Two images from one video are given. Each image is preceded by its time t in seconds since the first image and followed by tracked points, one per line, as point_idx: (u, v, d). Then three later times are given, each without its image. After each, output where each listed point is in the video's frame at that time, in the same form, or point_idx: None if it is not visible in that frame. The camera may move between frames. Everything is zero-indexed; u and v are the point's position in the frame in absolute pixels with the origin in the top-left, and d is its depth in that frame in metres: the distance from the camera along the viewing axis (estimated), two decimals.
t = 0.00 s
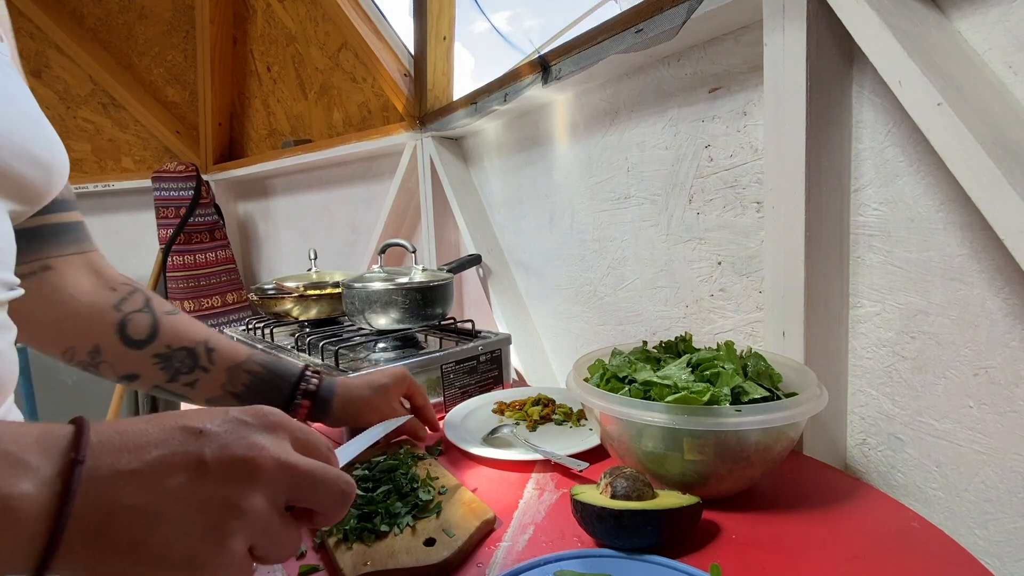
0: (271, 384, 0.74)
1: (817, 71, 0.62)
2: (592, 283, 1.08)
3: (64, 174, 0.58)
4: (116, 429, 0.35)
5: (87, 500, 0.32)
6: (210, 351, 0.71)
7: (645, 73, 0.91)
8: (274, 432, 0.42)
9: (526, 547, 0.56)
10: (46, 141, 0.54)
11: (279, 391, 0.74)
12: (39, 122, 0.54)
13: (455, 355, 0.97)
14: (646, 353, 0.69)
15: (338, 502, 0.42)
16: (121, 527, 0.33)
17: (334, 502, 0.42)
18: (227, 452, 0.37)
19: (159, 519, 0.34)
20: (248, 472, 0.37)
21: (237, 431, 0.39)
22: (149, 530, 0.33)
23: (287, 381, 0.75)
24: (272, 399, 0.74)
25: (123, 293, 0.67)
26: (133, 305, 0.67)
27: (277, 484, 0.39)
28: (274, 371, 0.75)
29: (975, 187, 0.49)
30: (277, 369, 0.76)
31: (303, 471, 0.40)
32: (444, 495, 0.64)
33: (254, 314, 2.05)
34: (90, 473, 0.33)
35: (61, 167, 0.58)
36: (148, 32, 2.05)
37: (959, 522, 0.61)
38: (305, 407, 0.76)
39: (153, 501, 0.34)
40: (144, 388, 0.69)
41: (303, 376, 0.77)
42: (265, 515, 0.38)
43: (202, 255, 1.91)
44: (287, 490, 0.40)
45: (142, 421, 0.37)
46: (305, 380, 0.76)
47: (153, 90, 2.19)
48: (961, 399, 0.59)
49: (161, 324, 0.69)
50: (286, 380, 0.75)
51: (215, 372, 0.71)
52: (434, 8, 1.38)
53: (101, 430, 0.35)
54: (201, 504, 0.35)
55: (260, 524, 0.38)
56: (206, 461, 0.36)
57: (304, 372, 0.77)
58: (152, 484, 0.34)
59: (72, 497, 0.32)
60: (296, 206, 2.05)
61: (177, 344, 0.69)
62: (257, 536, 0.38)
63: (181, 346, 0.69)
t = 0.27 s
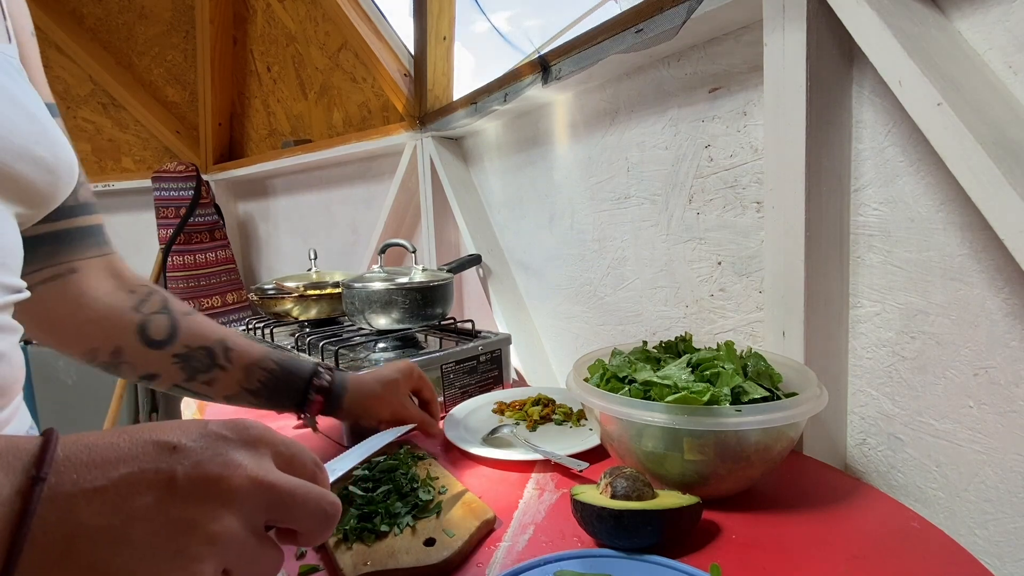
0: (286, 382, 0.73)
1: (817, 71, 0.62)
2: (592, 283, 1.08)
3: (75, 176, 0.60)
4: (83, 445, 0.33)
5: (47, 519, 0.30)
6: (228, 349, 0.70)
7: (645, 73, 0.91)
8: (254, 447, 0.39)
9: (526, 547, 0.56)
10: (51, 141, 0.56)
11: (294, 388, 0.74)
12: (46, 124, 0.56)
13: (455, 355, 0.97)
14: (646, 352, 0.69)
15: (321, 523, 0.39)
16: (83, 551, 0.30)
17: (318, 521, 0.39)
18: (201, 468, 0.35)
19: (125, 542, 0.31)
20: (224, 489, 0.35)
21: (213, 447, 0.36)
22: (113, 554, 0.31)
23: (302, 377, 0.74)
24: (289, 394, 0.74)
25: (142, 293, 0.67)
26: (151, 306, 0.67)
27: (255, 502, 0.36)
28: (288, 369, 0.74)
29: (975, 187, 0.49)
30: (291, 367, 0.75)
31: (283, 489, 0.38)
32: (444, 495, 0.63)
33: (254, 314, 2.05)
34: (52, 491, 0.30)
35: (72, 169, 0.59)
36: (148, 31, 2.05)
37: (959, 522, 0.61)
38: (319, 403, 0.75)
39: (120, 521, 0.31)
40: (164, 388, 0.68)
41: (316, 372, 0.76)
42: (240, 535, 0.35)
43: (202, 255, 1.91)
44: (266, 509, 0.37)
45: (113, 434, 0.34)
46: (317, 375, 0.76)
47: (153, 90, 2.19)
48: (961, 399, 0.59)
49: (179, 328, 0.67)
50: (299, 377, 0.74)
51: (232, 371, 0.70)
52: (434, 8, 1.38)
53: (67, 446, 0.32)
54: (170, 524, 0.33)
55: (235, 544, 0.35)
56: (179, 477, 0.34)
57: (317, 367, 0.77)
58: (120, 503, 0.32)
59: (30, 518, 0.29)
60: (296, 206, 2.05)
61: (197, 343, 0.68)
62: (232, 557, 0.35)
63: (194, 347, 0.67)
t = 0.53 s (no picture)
0: (181, 393, 0.75)
1: (816, 72, 0.62)
2: (592, 282, 1.08)
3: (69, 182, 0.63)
4: (127, 428, 0.36)
5: (104, 489, 0.33)
6: (117, 358, 0.71)
7: (645, 73, 0.91)
8: (275, 428, 0.43)
9: (526, 547, 0.56)
10: (50, 147, 0.59)
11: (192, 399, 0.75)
12: (45, 132, 0.59)
13: (455, 355, 0.97)
14: (646, 352, 0.69)
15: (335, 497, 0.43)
16: (136, 516, 0.34)
17: (336, 493, 0.44)
18: (234, 445, 0.38)
19: (172, 509, 0.34)
20: (254, 464, 0.38)
21: (242, 427, 0.40)
22: (162, 519, 0.34)
23: (199, 388, 0.75)
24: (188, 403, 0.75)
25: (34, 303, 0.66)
26: (43, 314, 0.67)
27: (280, 475, 0.40)
28: (185, 378, 0.75)
29: (975, 187, 0.49)
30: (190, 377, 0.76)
31: (306, 464, 0.41)
32: (445, 495, 0.64)
33: (254, 314, 2.05)
34: (108, 465, 0.33)
35: (65, 176, 0.62)
36: (148, 31, 2.05)
37: (959, 522, 0.61)
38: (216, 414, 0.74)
39: (166, 490, 0.35)
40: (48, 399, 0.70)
41: (217, 382, 0.76)
42: (269, 504, 0.39)
43: (202, 255, 1.91)
44: (290, 481, 0.41)
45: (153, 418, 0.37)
46: (216, 387, 0.75)
47: (153, 90, 2.19)
48: (961, 399, 0.59)
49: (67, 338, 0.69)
50: (198, 388, 0.75)
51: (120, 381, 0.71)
52: (434, 7, 1.38)
53: (113, 430, 0.35)
54: (209, 494, 0.36)
55: (265, 514, 0.39)
56: (215, 453, 0.37)
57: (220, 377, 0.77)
58: (165, 476, 0.35)
59: (93, 487, 0.32)
60: (296, 206, 2.05)
61: (82, 355, 0.69)
62: (262, 524, 0.39)
63: (88, 356, 0.69)
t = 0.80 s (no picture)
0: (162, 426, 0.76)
1: (817, 72, 0.62)
2: (592, 282, 1.08)
3: (57, 190, 0.69)
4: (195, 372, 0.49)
5: (194, 407, 0.46)
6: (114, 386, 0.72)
7: (645, 73, 0.91)
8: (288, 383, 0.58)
9: (526, 547, 0.56)
10: (43, 157, 0.65)
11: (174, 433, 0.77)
12: (38, 144, 0.65)
13: (455, 355, 0.97)
14: (646, 353, 0.69)
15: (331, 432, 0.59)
16: (215, 428, 0.47)
17: (336, 431, 0.60)
18: (270, 388, 0.53)
19: (237, 425, 0.49)
20: (282, 401, 0.53)
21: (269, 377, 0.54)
22: (231, 431, 0.48)
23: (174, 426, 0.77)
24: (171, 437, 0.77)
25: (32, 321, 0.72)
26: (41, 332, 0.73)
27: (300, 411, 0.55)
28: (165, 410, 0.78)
29: (975, 187, 0.49)
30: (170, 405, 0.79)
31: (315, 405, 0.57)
32: (445, 495, 0.63)
33: (254, 314, 2.05)
34: (194, 392, 0.47)
35: (54, 185, 0.68)
36: (148, 31, 2.05)
37: (959, 522, 0.61)
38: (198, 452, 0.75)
39: (232, 411, 0.49)
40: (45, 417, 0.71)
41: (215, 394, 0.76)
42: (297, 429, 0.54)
43: (202, 255, 1.91)
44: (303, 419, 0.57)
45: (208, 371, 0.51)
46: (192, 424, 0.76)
47: (153, 90, 2.19)
48: (961, 399, 0.59)
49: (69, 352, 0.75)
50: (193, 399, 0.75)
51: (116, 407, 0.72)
52: (434, 7, 1.38)
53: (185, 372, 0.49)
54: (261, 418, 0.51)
55: (294, 438, 0.53)
56: (258, 391, 0.52)
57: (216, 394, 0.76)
58: (230, 402, 0.49)
59: (187, 406, 0.46)
60: (296, 206, 2.05)
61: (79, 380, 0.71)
62: (292, 446, 0.53)
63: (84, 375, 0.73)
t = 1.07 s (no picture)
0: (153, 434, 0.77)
1: (817, 72, 0.62)
2: (592, 282, 1.08)
3: (53, 195, 0.69)
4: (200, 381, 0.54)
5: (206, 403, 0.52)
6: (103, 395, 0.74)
7: (645, 73, 0.91)
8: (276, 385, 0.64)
9: (526, 547, 0.56)
10: (40, 163, 0.66)
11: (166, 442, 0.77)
12: (35, 150, 0.66)
13: (455, 355, 0.97)
14: (646, 353, 0.69)
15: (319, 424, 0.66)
16: (226, 420, 0.53)
17: (325, 427, 0.66)
18: (265, 386, 0.59)
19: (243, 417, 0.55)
20: (277, 398, 0.60)
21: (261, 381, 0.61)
22: (238, 422, 0.54)
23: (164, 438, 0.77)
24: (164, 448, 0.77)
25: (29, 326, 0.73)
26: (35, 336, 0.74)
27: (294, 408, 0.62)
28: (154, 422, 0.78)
29: (975, 187, 0.49)
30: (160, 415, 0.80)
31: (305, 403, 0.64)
32: (444, 495, 0.64)
33: (254, 314, 2.05)
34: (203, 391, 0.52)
35: (50, 190, 0.69)
36: (148, 31, 2.05)
37: (959, 522, 0.61)
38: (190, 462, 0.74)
39: (236, 406, 0.55)
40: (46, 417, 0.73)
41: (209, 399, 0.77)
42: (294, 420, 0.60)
43: (201, 255, 1.91)
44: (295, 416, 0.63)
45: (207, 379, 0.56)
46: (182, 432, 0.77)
47: (153, 90, 2.19)
48: (961, 399, 0.59)
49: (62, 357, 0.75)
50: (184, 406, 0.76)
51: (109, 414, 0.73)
52: (434, 7, 1.38)
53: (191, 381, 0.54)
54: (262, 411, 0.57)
55: (290, 429, 0.59)
56: (255, 390, 0.58)
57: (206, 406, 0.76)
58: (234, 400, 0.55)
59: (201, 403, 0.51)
60: (296, 206, 2.05)
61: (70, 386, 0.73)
62: (291, 436, 0.59)
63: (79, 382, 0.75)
